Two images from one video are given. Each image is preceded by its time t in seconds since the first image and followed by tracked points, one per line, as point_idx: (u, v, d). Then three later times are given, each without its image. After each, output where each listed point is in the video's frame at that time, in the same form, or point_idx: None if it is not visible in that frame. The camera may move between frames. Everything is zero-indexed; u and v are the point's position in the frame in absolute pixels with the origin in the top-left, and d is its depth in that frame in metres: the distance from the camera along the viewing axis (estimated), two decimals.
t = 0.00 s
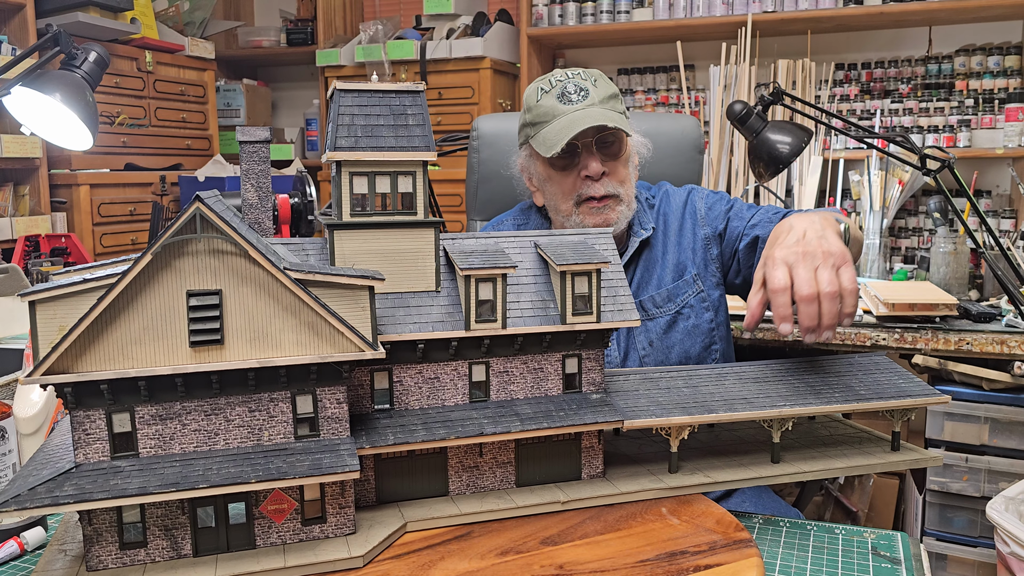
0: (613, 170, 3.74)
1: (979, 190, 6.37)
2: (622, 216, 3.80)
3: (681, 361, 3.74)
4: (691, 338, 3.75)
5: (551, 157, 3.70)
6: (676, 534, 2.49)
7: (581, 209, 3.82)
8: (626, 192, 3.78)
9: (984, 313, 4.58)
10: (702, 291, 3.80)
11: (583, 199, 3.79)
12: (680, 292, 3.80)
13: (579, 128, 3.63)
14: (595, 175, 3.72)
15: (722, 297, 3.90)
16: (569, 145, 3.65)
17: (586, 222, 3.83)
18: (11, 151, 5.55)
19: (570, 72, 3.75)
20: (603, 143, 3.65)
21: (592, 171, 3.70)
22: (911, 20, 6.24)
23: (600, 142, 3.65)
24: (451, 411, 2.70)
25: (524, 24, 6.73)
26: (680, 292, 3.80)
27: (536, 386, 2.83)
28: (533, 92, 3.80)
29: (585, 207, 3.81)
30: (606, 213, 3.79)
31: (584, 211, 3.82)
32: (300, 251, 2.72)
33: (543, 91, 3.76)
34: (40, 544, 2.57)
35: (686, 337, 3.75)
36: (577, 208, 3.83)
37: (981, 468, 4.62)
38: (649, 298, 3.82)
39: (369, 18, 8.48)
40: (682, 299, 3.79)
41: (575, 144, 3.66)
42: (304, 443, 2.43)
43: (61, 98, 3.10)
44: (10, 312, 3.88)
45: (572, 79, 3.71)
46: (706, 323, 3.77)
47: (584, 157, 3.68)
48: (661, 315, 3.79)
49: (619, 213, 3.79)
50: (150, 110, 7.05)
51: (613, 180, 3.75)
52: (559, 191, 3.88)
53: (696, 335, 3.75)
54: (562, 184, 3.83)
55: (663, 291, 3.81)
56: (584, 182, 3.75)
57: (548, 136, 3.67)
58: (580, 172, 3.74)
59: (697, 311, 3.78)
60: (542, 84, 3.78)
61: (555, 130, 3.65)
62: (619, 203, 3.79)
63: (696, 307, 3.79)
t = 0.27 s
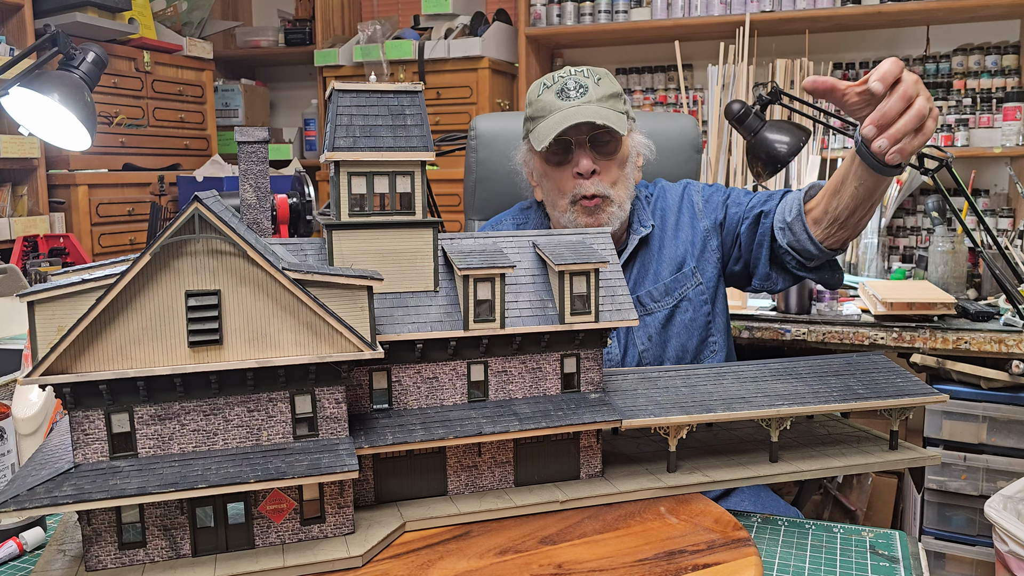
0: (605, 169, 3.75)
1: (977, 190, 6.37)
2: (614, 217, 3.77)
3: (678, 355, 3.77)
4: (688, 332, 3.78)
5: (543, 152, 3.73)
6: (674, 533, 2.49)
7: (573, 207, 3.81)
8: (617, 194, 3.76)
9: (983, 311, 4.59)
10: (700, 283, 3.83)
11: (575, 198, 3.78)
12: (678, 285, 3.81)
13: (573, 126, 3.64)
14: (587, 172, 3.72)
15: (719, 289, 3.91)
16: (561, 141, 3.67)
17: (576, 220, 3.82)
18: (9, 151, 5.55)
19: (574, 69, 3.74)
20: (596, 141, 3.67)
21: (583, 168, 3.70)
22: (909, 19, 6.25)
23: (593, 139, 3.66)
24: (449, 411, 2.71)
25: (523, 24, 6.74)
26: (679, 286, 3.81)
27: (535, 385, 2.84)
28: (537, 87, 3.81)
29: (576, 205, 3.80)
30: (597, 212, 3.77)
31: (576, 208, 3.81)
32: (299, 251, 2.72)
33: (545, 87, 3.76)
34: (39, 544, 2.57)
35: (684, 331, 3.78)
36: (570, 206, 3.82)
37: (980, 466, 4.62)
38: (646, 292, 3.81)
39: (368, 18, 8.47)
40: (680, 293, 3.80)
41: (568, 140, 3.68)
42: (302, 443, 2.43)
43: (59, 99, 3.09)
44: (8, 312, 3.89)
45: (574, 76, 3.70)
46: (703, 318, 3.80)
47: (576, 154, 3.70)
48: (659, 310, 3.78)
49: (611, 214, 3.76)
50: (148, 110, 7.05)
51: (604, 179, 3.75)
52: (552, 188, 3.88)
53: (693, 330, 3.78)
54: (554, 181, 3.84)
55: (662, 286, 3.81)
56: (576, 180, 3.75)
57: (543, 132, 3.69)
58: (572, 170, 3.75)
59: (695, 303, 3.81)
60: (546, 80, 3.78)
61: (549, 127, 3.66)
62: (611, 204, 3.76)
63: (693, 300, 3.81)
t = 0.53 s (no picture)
0: (601, 160, 3.75)
1: (977, 188, 6.38)
2: (607, 208, 3.76)
3: (680, 356, 3.77)
4: (692, 334, 3.79)
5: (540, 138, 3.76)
6: (673, 532, 2.50)
7: (567, 195, 3.80)
8: (612, 184, 3.74)
9: (982, 310, 4.58)
10: (706, 287, 3.85)
11: (569, 186, 3.77)
12: (685, 288, 3.82)
13: (569, 115, 3.66)
14: (581, 161, 3.73)
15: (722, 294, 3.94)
16: (556, 129, 3.71)
17: (570, 209, 3.81)
18: (9, 150, 5.55)
19: (578, 65, 3.78)
20: (593, 131, 3.69)
21: (577, 156, 3.71)
22: (908, 18, 6.25)
23: (589, 130, 3.69)
24: (448, 410, 2.71)
25: (522, 23, 6.74)
26: (685, 288, 3.82)
27: (534, 384, 2.84)
28: (542, 81, 3.85)
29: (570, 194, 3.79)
30: (590, 202, 3.76)
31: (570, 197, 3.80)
32: (298, 251, 2.73)
33: (548, 81, 3.78)
34: (40, 543, 2.57)
35: (687, 332, 3.78)
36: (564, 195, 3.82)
37: (979, 465, 4.63)
38: (653, 292, 3.80)
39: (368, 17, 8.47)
40: (686, 295, 3.81)
41: (565, 129, 3.71)
42: (302, 442, 2.44)
43: (59, 98, 3.09)
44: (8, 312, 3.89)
45: (577, 70, 3.73)
46: (707, 321, 3.81)
47: (571, 142, 3.72)
48: (665, 310, 3.79)
49: (604, 204, 3.75)
50: (148, 109, 7.05)
51: (598, 168, 3.74)
52: (550, 177, 3.90)
53: (697, 332, 3.79)
54: (551, 170, 3.86)
55: (669, 287, 3.81)
56: (570, 168, 3.76)
57: (541, 121, 3.70)
58: (568, 158, 3.75)
59: (700, 306, 3.82)
60: (551, 74, 3.82)
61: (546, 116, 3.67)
62: (605, 194, 3.75)
63: (699, 302, 3.82)
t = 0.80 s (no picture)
0: (620, 145, 3.79)
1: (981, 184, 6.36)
2: (623, 192, 3.76)
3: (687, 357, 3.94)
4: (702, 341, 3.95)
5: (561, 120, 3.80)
6: (676, 525, 2.50)
7: (583, 177, 3.81)
8: (630, 170, 3.78)
9: (986, 306, 4.54)
10: (718, 299, 4.00)
11: (586, 168, 3.79)
12: (701, 296, 3.96)
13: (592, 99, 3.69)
14: (601, 144, 3.77)
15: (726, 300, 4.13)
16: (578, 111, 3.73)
17: (585, 191, 3.82)
18: (12, 144, 5.55)
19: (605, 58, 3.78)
20: (614, 117, 3.73)
21: (597, 139, 3.76)
22: (913, 13, 6.22)
23: (611, 116, 3.71)
24: (452, 404, 2.71)
25: (526, 17, 6.73)
26: (701, 297, 3.96)
27: (537, 378, 2.84)
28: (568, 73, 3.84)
29: (587, 176, 3.80)
30: (606, 184, 3.76)
31: (586, 179, 3.81)
32: (302, 244, 2.73)
33: (573, 70, 3.78)
34: (44, 535, 2.58)
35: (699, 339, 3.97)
36: (579, 177, 3.83)
37: (982, 460, 4.62)
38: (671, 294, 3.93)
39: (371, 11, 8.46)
40: (700, 304, 3.96)
41: (586, 112, 3.74)
42: (306, 435, 2.44)
43: (62, 92, 3.09)
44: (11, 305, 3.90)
45: (604, 62, 3.72)
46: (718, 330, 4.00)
47: (592, 126, 3.77)
48: (679, 315, 3.93)
49: (619, 187, 3.75)
50: (151, 103, 7.05)
51: (618, 153, 3.78)
52: (568, 161, 3.92)
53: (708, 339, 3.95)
54: (569, 153, 3.89)
55: (685, 293, 3.94)
56: (589, 151, 3.80)
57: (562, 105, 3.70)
58: (587, 141, 3.80)
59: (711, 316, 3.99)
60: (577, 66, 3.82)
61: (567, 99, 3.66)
62: (622, 179, 3.77)
63: (710, 312, 4.00)
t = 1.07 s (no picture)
0: (652, 135, 3.81)
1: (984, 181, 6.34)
2: (651, 182, 3.74)
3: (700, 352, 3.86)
4: (716, 333, 3.86)
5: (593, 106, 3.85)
6: (677, 522, 2.49)
7: (612, 165, 3.79)
8: (660, 161, 3.78)
9: (989, 303, 4.55)
10: (731, 292, 3.89)
11: (617, 156, 3.79)
12: (715, 287, 3.88)
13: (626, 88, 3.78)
14: (633, 132, 3.80)
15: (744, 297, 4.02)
16: (610, 100, 3.81)
17: (612, 179, 3.78)
18: (15, 140, 5.56)
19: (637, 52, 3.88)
20: (647, 107, 3.79)
21: (630, 126, 3.79)
22: (916, 9, 6.21)
23: (645, 105, 3.79)
24: (454, 400, 2.71)
25: (528, 14, 6.72)
26: (715, 287, 3.88)
27: (539, 374, 2.84)
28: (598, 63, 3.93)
29: (616, 164, 3.78)
30: (635, 173, 3.73)
31: (615, 167, 3.77)
32: (304, 240, 2.73)
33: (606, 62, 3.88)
34: (45, 531, 2.57)
35: (711, 332, 3.84)
36: (607, 164, 3.81)
37: (984, 458, 4.62)
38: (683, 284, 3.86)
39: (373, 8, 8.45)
40: (715, 295, 3.87)
41: (619, 100, 3.81)
42: (307, 431, 2.44)
43: (65, 88, 3.08)
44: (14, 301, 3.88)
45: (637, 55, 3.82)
46: (731, 324, 3.86)
47: (626, 113, 3.81)
48: (692, 305, 3.85)
49: (648, 177, 3.73)
50: (153, 100, 7.05)
51: (649, 143, 3.80)
52: (596, 149, 3.92)
53: (721, 332, 3.85)
54: (599, 141, 3.89)
55: (699, 283, 3.87)
56: (621, 138, 3.81)
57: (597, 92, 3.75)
58: (619, 128, 3.83)
59: (725, 310, 3.87)
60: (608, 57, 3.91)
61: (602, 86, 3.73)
62: (651, 170, 3.75)
63: (724, 305, 3.87)
